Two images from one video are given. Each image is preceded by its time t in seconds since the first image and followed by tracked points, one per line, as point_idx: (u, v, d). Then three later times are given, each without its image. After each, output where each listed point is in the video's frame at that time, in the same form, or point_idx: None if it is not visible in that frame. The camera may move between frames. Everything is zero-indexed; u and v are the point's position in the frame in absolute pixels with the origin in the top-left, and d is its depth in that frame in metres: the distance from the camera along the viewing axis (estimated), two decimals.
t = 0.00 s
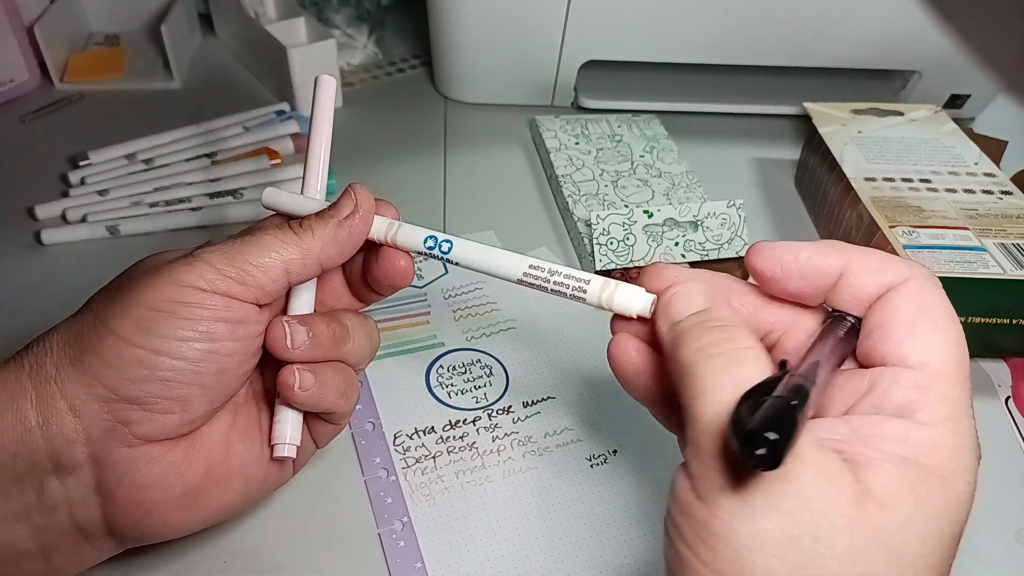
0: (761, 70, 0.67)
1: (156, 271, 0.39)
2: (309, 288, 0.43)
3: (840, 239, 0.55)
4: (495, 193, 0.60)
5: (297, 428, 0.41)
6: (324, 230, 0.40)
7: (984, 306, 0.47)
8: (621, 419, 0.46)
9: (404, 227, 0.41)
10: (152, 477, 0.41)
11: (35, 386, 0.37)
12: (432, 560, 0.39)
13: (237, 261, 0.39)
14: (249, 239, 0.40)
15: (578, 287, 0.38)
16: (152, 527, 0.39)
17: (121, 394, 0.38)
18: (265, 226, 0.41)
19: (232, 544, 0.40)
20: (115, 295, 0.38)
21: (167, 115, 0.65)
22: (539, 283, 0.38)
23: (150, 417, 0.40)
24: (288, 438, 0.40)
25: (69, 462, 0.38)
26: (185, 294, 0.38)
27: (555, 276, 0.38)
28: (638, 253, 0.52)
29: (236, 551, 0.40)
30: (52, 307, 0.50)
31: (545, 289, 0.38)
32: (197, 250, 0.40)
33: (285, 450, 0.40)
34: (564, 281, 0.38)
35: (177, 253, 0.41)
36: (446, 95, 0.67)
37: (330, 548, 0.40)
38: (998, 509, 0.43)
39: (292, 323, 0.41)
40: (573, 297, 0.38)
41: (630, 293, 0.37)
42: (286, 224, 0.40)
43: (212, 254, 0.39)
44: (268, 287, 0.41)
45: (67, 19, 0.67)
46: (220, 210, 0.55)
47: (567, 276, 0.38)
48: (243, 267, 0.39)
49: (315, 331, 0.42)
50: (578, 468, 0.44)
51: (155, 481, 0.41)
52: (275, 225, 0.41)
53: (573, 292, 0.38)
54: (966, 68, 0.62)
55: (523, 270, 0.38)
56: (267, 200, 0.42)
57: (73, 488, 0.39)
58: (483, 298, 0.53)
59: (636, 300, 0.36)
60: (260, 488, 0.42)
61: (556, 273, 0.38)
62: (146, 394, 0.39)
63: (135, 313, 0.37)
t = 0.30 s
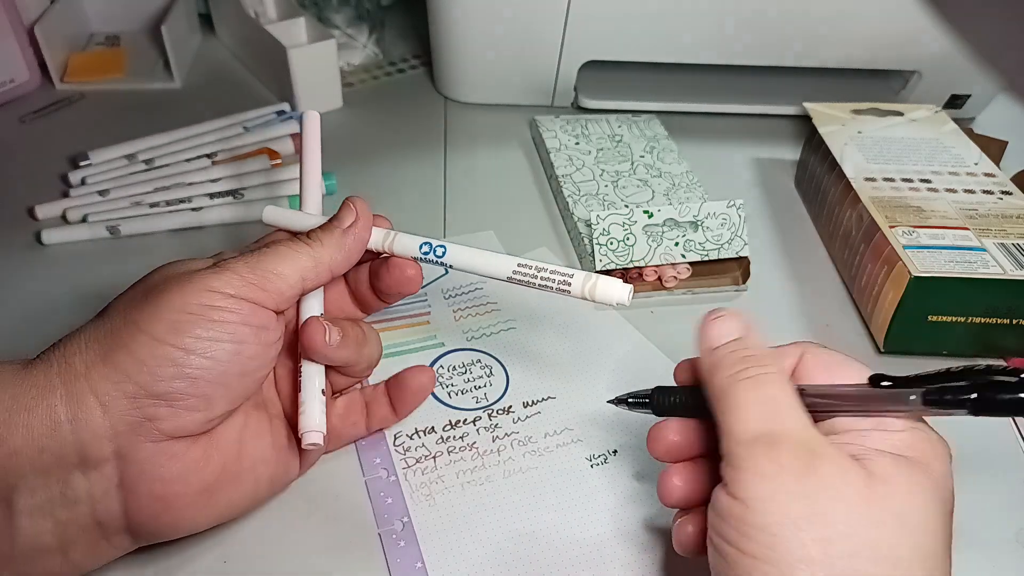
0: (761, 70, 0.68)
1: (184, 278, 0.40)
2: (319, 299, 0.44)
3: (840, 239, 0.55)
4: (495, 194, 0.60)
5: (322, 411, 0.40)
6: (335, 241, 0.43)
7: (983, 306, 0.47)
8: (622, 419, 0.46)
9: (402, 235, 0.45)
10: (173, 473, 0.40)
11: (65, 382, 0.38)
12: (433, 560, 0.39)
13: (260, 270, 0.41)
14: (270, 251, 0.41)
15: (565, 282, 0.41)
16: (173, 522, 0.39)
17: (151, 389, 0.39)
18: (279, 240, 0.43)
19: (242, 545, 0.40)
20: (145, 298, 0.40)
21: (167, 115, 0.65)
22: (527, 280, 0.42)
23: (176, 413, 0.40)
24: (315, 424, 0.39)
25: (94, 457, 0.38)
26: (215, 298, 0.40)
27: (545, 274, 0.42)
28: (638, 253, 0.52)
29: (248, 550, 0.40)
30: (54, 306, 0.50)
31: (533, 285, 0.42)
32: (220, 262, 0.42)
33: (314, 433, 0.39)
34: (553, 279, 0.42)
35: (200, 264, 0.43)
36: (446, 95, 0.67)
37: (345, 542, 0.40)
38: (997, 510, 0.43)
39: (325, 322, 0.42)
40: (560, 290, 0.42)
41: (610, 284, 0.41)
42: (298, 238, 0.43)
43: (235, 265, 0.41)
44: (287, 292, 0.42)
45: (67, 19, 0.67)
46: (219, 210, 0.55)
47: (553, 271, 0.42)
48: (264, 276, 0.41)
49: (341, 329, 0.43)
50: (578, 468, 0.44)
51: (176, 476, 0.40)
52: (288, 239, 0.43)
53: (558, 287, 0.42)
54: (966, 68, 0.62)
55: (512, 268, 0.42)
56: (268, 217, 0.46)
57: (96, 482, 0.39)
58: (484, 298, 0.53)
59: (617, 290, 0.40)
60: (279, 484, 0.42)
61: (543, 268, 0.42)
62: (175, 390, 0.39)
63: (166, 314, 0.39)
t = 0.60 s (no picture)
0: (760, 71, 0.68)
1: (187, 278, 0.41)
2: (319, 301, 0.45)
3: (838, 239, 0.55)
4: (494, 194, 0.60)
5: (324, 408, 0.40)
6: (335, 243, 0.43)
7: (981, 306, 0.47)
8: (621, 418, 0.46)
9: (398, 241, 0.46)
10: (173, 467, 0.41)
11: (68, 377, 0.38)
12: (433, 559, 0.39)
13: (262, 271, 0.41)
14: (271, 252, 0.42)
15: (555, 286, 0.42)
16: (175, 518, 0.40)
17: (154, 385, 0.39)
18: (280, 243, 0.44)
19: (243, 541, 0.40)
20: (149, 297, 0.40)
21: (169, 116, 0.65)
22: (519, 285, 0.43)
23: (176, 409, 0.40)
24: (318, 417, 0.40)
25: (96, 452, 0.39)
26: (218, 296, 0.40)
27: (539, 278, 0.42)
28: (637, 253, 0.52)
29: (249, 546, 0.40)
30: (57, 305, 0.50)
31: (525, 288, 0.43)
32: (222, 263, 0.42)
33: (315, 427, 0.39)
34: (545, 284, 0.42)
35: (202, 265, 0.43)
36: (447, 96, 0.67)
37: (345, 538, 0.40)
38: (994, 507, 0.44)
39: (339, 319, 0.43)
40: (551, 293, 0.42)
41: (601, 287, 0.41)
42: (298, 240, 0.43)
43: (238, 265, 0.41)
44: (290, 291, 0.42)
45: (69, 20, 0.68)
46: (220, 210, 0.56)
47: (545, 274, 0.42)
48: (266, 276, 0.41)
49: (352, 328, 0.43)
50: (578, 467, 0.44)
51: (177, 471, 0.41)
52: (289, 241, 0.43)
53: (550, 289, 0.42)
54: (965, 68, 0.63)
55: (505, 271, 0.43)
56: (270, 225, 0.46)
57: (99, 476, 0.39)
58: (484, 298, 0.53)
59: (606, 292, 0.41)
60: (279, 481, 0.42)
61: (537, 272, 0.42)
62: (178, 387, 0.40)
63: (170, 313, 0.39)
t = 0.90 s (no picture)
0: (760, 71, 0.68)
1: (190, 279, 0.41)
2: (320, 305, 0.45)
3: (838, 239, 0.55)
4: (494, 194, 0.60)
5: (325, 411, 0.40)
6: (337, 246, 0.43)
7: (981, 306, 0.47)
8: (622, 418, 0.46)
9: (399, 247, 0.46)
10: (174, 468, 0.40)
11: (68, 377, 0.38)
12: (433, 559, 0.39)
13: (263, 273, 0.41)
14: (273, 255, 0.42)
15: (556, 293, 0.42)
16: (175, 519, 0.40)
17: (155, 385, 0.39)
18: (282, 246, 0.44)
19: (243, 541, 0.40)
20: (151, 297, 0.40)
21: (169, 116, 0.65)
22: (520, 292, 0.43)
23: (177, 409, 0.40)
24: (319, 420, 0.40)
25: (97, 452, 0.39)
26: (220, 298, 0.40)
27: (541, 286, 0.42)
28: (637, 253, 0.52)
29: (249, 547, 0.40)
30: (57, 306, 0.50)
31: (527, 296, 0.43)
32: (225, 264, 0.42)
33: (315, 431, 0.39)
34: (547, 291, 0.42)
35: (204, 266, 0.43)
36: (447, 96, 0.67)
37: (345, 539, 0.40)
38: (994, 508, 0.44)
39: (341, 322, 0.43)
40: (552, 303, 0.42)
41: (602, 296, 0.41)
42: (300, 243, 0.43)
43: (240, 267, 0.41)
44: (291, 293, 0.42)
45: (69, 21, 0.68)
46: (220, 211, 0.56)
47: (546, 282, 0.42)
48: (267, 278, 0.41)
49: (356, 332, 0.43)
50: (578, 468, 0.44)
51: (177, 472, 0.41)
52: (291, 245, 0.43)
53: (551, 297, 0.42)
54: (965, 69, 0.63)
55: (506, 278, 0.43)
56: (272, 229, 0.46)
57: (99, 476, 0.39)
58: (483, 298, 0.53)
59: (606, 302, 0.41)
60: (279, 482, 0.42)
61: (539, 280, 0.42)
62: (178, 387, 0.40)
63: (172, 313, 0.39)
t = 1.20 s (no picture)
0: (760, 71, 0.68)
1: (189, 279, 0.41)
2: (319, 305, 0.45)
3: (838, 239, 0.55)
4: (494, 194, 0.60)
5: (324, 410, 0.40)
6: (336, 247, 0.43)
7: (981, 306, 0.47)
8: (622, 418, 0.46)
9: (399, 248, 0.46)
10: (173, 467, 0.40)
11: (68, 377, 0.38)
12: (433, 559, 0.39)
13: (262, 273, 0.41)
14: (272, 255, 0.42)
15: (556, 294, 0.42)
16: (174, 519, 0.40)
17: (155, 385, 0.39)
18: (282, 246, 0.44)
19: (243, 542, 0.40)
20: (151, 296, 0.40)
21: (169, 115, 0.65)
22: (520, 294, 0.43)
23: (176, 409, 0.40)
24: (318, 420, 0.40)
25: (96, 452, 0.39)
26: (219, 298, 0.40)
27: (540, 287, 0.42)
28: (637, 253, 0.52)
29: (249, 546, 0.40)
30: (56, 305, 0.50)
31: (527, 297, 0.43)
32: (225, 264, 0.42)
33: (314, 431, 0.39)
34: (546, 293, 0.42)
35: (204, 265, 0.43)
36: (447, 96, 0.67)
37: (345, 539, 0.40)
38: (995, 508, 0.44)
39: (341, 322, 0.43)
40: (552, 303, 0.42)
41: (602, 297, 0.41)
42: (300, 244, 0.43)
43: (239, 267, 0.41)
44: (291, 293, 0.42)
45: (69, 20, 0.68)
46: (220, 210, 0.56)
47: (546, 284, 0.42)
48: (266, 277, 0.41)
49: (356, 332, 0.43)
50: (579, 467, 0.44)
51: (176, 471, 0.40)
52: (291, 245, 0.43)
53: (551, 299, 0.42)
54: (965, 68, 0.63)
55: (506, 280, 0.43)
56: (272, 229, 0.46)
57: (99, 476, 0.39)
58: (483, 298, 0.53)
59: (606, 303, 0.41)
60: (279, 483, 0.42)
61: (539, 281, 0.42)
62: (178, 387, 0.40)
63: (172, 313, 0.39)
